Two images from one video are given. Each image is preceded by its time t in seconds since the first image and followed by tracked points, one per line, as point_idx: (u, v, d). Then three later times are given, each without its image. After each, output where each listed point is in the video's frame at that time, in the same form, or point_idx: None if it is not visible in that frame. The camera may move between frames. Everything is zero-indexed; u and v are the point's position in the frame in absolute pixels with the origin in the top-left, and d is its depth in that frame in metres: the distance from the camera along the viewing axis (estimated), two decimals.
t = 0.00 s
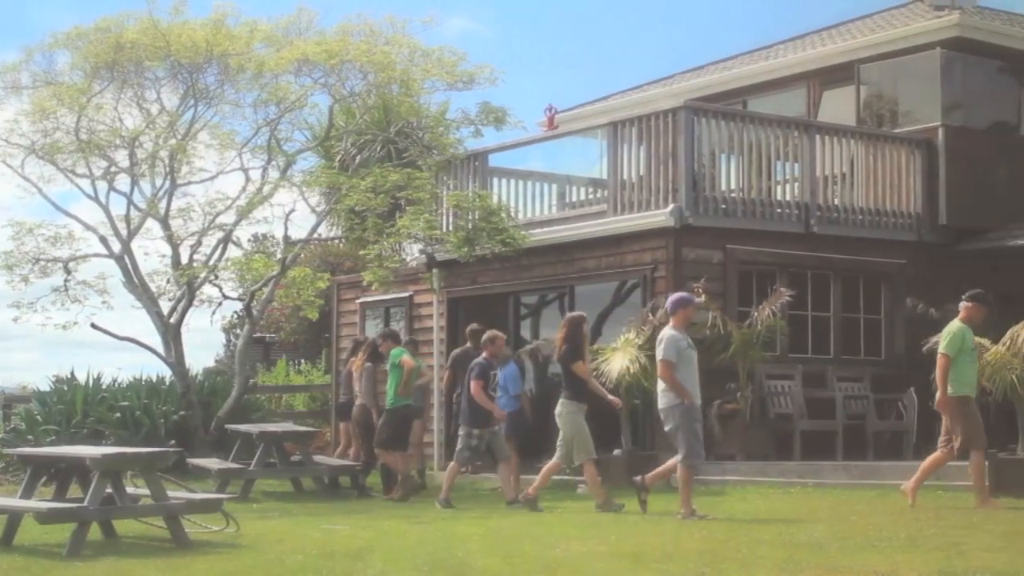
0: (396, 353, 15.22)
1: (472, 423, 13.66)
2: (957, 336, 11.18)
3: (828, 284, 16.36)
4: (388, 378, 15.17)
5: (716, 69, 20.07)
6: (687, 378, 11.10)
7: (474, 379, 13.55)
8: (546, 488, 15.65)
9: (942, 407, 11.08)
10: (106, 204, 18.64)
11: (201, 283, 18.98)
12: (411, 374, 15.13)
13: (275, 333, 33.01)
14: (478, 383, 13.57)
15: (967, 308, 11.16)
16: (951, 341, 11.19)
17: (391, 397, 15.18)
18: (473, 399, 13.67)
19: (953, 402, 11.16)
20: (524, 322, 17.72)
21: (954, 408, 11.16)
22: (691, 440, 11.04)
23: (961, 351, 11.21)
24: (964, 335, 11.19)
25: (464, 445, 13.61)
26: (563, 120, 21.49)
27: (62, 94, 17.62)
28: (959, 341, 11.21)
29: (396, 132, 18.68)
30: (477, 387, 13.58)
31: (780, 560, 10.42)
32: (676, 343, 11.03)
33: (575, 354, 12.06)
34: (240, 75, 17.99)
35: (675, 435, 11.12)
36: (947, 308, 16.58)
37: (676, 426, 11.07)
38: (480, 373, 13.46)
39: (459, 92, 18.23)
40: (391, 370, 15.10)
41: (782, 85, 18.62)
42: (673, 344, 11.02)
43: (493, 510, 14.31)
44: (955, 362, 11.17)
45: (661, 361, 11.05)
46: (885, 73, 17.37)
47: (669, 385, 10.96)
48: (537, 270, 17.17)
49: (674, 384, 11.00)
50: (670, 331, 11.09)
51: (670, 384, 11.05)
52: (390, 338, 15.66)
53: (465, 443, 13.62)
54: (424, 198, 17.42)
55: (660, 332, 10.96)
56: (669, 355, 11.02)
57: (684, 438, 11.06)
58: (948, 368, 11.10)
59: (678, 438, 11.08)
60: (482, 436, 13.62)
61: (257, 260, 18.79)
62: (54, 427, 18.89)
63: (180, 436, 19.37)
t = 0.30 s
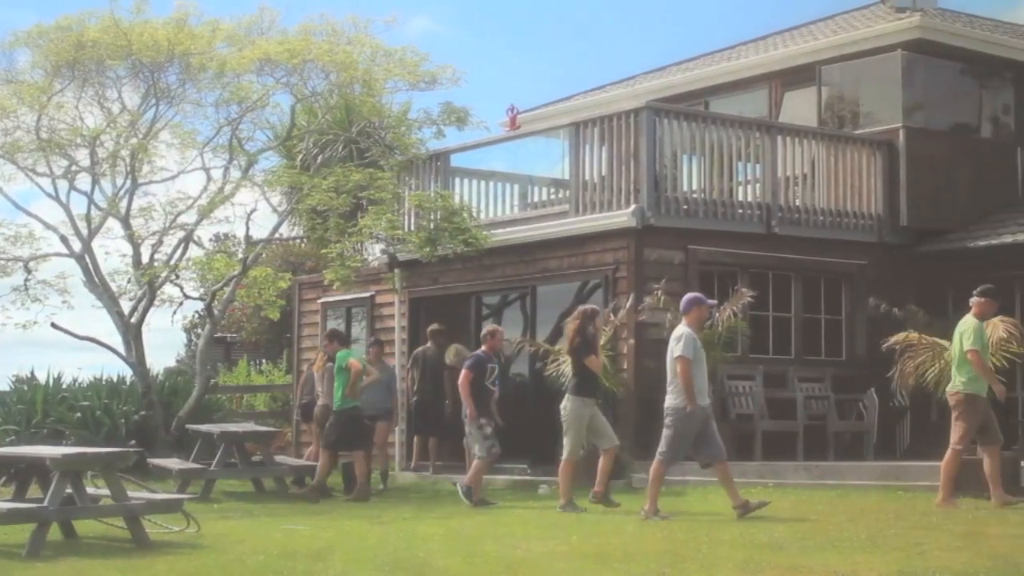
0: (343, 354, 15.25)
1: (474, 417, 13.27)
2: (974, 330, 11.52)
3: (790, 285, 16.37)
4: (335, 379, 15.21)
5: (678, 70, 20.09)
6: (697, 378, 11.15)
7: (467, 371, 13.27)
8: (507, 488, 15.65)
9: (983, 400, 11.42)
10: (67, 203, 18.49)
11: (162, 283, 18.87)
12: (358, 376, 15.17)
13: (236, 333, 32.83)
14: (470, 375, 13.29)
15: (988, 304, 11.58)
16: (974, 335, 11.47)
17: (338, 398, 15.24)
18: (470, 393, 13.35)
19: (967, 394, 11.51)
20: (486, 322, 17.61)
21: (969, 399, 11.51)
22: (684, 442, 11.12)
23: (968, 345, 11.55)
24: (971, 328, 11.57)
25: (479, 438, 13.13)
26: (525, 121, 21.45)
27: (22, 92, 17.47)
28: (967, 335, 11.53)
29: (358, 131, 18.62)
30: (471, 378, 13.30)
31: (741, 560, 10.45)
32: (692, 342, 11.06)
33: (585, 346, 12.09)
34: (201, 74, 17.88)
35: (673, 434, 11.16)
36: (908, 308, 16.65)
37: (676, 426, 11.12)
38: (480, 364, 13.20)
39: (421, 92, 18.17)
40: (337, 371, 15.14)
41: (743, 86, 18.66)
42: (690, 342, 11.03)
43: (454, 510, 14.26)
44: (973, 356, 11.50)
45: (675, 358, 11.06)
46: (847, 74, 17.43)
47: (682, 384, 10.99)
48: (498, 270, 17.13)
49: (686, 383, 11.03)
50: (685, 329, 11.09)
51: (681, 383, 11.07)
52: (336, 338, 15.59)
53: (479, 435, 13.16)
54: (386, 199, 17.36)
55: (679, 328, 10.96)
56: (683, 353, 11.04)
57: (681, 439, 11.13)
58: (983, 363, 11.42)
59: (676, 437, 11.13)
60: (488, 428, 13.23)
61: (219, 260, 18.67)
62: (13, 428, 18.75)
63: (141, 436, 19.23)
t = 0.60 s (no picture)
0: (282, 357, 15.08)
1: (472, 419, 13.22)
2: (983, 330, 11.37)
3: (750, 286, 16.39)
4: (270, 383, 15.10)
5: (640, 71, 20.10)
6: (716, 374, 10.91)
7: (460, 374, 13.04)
8: (468, 488, 15.63)
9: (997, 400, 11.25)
10: (25, 201, 18.34)
11: (122, 283, 18.74)
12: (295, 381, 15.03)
13: (197, 331, 32.65)
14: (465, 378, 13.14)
15: (998, 302, 11.44)
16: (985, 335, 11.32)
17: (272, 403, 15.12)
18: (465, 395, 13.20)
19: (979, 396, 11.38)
20: (446, 322, 17.68)
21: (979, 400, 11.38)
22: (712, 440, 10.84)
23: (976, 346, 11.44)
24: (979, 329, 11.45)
25: (480, 441, 13.10)
26: (486, 121, 21.39)
27: None
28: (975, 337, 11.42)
29: (318, 131, 18.65)
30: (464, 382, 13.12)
31: (700, 561, 10.47)
32: (709, 337, 10.81)
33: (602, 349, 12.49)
34: (162, 73, 17.75)
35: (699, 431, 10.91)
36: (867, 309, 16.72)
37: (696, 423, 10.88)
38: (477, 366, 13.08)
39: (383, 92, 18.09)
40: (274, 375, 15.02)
41: (703, 87, 18.67)
42: (706, 337, 10.80)
43: (414, 510, 14.23)
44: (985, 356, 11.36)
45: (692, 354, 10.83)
46: (807, 76, 17.48)
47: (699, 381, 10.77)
48: (458, 270, 17.09)
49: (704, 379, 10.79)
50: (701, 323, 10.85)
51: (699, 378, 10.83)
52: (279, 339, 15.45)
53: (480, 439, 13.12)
54: (346, 198, 17.28)
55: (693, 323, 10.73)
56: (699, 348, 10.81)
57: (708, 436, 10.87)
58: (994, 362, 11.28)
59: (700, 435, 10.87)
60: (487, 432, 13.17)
61: (179, 259, 18.55)
62: None
63: (100, 435, 19.14)
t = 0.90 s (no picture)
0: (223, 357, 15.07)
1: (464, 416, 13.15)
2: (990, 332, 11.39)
3: (709, 286, 16.40)
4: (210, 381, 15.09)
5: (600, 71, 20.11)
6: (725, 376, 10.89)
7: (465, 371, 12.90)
8: (426, 488, 15.61)
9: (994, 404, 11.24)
10: None
11: (80, 282, 18.61)
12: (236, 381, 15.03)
13: (155, 330, 32.43)
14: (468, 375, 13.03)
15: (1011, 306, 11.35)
16: (995, 338, 11.34)
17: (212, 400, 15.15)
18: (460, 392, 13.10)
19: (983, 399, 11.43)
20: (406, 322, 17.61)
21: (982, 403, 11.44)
22: (726, 441, 10.79)
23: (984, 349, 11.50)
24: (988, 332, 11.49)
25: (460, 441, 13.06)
26: (445, 121, 21.34)
27: None
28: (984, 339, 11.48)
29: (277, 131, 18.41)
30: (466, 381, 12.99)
31: (659, 560, 10.49)
32: (716, 340, 10.77)
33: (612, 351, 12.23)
34: (121, 72, 17.63)
35: (711, 433, 10.86)
36: (826, 310, 16.79)
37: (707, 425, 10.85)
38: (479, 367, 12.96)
39: (342, 92, 18.01)
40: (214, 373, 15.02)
41: (663, 88, 18.70)
42: (714, 340, 10.77)
43: (373, 511, 14.20)
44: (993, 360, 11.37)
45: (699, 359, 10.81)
46: (766, 77, 17.53)
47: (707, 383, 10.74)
48: (417, 270, 17.05)
49: (712, 381, 10.77)
50: (708, 326, 10.82)
51: (708, 381, 10.81)
52: (218, 338, 15.43)
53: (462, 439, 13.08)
54: (305, 198, 17.19)
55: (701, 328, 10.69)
56: (707, 352, 10.77)
57: (724, 437, 10.81)
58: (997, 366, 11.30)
59: (714, 436, 10.80)
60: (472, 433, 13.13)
61: (137, 258, 18.44)
62: None
63: (58, 435, 19.03)
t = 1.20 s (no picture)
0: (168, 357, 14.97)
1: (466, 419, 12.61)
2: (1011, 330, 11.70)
3: (670, 287, 16.38)
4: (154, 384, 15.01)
5: (562, 71, 20.10)
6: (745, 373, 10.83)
7: (468, 371, 12.40)
8: (387, 488, 15.59)
9: None
10: None
11: (39, 282, 18.47)
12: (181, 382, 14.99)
13: (116, 328, 32.23)
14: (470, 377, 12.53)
15: None
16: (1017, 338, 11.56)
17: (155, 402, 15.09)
18: (461, 392, 12.61)
19: (998, 394, 11.77)
20: (367, 322, 17.44)
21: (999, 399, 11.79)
22: (742, 439, 10.79)
23: (998, 344, 11.81)
24: (1000, 327, 11.82)
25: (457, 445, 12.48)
26: (407, 121, 21.30)
27: None
28: (998, 334, 11.79)
29: (238, 130, 18.27)
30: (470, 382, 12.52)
31: (619, 561, 10.51)
32: (738, 336, 10.73)
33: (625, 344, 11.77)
34: (81, 70, 17.50)
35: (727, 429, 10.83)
36: (787, 310, 16.85)
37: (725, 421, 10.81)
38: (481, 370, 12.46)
39: (304, 92, 17.94)
40: (159, 374, 14.95)
41: (625, 89, 18.71)
42: (737, 336, 10.70)
43: (334, 511, 14.17)
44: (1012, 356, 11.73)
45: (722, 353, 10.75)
46: (728, 79, 17.57)
47: (728, 379, 10.68)
48: (379, 270, 17.00)
49: (733, 377, 10.71)
50: (730, 322, 10.77)
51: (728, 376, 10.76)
52: (157, 340, 15.57)
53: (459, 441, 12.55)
54: (266, 198, 17.11)
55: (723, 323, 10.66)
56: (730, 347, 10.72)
57: (740, 433, 10.80)
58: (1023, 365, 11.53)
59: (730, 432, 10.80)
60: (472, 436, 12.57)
61: (98, 258, 18.33)
62: None
63: (16, 436, 18.89)
